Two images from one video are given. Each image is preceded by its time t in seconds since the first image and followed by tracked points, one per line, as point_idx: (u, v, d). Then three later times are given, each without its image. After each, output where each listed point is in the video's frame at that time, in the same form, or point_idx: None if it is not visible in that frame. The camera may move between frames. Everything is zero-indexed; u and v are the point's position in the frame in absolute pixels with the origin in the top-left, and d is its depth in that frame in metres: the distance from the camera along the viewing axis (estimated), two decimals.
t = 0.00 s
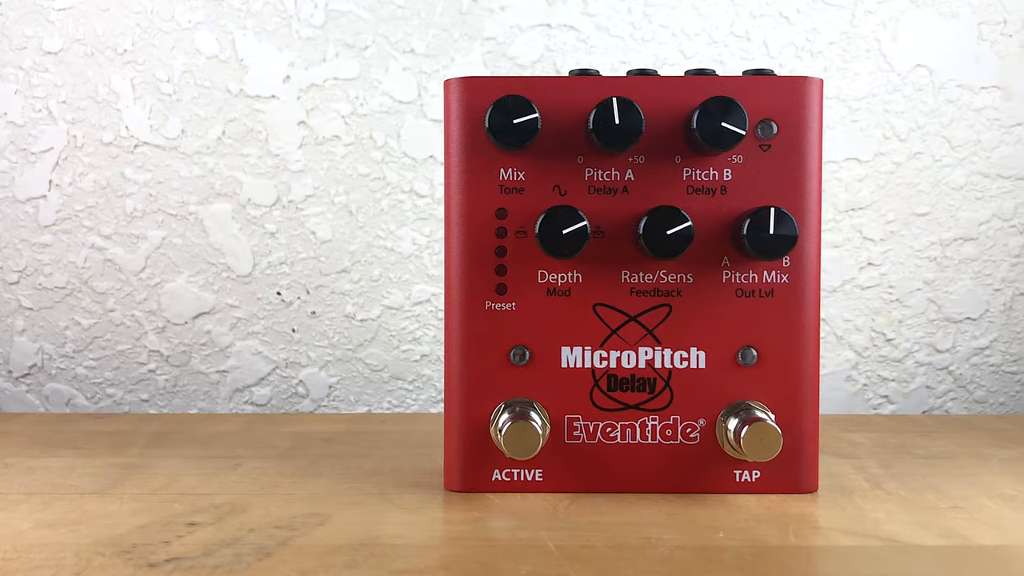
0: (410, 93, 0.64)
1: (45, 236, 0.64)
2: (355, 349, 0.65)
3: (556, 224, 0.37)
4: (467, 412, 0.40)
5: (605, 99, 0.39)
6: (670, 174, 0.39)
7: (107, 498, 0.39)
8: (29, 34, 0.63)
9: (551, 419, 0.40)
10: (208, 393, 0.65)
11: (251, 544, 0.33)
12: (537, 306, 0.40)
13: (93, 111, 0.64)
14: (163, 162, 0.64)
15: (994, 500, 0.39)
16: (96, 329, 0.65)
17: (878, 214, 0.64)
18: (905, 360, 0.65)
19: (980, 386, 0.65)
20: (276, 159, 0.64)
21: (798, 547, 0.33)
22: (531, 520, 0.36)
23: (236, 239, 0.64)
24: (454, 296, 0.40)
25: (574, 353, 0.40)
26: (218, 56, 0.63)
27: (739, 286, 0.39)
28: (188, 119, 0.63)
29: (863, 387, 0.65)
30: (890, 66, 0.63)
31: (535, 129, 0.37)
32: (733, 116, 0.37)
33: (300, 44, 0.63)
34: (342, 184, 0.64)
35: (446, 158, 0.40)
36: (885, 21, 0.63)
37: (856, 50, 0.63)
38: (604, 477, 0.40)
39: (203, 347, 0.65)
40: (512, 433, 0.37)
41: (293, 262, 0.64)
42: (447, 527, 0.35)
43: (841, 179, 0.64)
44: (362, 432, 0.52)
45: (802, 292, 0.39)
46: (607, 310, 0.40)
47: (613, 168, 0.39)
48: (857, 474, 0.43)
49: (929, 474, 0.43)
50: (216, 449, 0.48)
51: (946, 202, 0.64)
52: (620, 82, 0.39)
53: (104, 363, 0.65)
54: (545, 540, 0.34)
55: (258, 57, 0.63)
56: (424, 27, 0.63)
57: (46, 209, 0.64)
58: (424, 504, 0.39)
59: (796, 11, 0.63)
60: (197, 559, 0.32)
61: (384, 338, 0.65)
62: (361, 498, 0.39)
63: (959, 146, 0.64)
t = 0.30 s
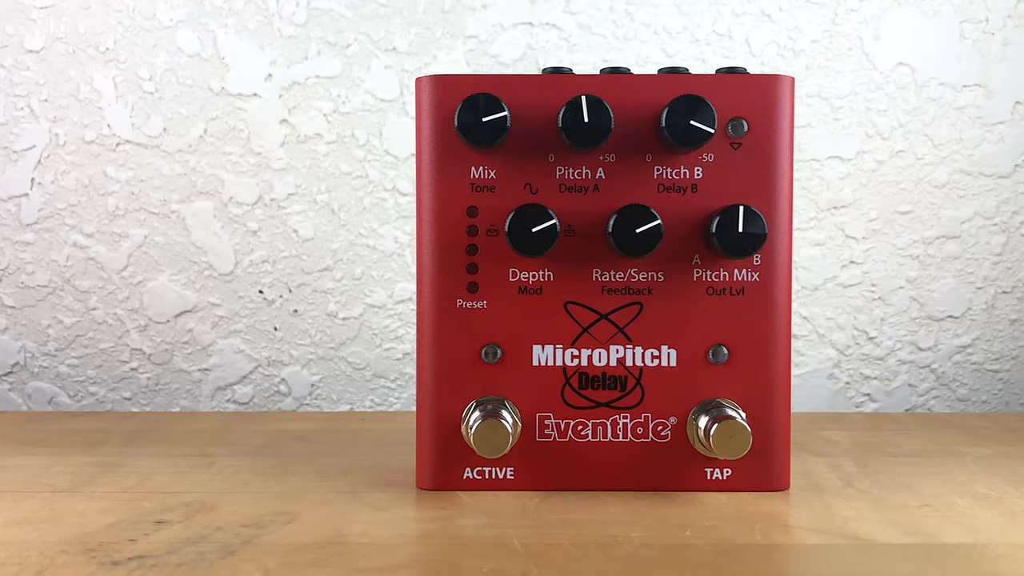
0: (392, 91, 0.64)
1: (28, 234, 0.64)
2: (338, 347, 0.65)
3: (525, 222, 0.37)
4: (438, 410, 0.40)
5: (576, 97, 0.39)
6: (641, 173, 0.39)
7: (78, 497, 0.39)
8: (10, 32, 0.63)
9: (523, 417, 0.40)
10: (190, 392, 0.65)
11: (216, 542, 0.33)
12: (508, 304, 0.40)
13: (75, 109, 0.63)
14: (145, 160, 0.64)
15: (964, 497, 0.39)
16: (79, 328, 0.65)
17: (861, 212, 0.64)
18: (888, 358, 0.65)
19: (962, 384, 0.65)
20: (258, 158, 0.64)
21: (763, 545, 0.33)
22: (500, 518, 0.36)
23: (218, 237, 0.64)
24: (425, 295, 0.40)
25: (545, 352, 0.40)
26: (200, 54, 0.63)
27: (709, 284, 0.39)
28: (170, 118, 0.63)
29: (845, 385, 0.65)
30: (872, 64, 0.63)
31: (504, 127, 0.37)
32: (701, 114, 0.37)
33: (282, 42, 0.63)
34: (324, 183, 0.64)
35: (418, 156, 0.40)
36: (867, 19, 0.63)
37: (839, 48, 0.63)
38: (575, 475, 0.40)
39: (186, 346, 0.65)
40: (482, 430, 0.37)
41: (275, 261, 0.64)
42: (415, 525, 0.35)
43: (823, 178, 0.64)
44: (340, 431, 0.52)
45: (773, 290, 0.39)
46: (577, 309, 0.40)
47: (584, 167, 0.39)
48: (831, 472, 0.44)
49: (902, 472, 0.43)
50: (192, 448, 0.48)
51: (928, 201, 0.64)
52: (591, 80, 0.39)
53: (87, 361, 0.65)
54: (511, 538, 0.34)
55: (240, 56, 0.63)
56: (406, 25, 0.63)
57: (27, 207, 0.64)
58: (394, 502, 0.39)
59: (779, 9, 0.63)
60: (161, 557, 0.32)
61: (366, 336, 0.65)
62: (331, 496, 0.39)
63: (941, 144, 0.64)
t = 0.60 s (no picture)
0: (373, 91, 0.64)
1: (8, 234, 0.64)
2: (319, 348, 0.65)
3: (493, 222, 0.37)
4: (408, 410, 0.40)
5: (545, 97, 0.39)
6: (611, 172, 0.39)
7: (47, 497, 0.39)
8: None
9: (493, 417, 0.40)
10: (171, 392, 0.65)
11: (181, 542, 0.33)
12: (478, 304, 0.40)
13: (55, 109, 0.63)
14: (125, 160, 0.63)
15: (933, 497, 0.39)
16: (59, 328, 0.64)
17: (842, 212, 0.64)
18: (869, 358, 0.65)
19: (943, 384, 0.65)
20: (238, 157, 0.64)
21: (726, 545, 0.33)
22: (466, 518, 0.36)
23: (198, 237, 0.64)
24: (396, 294, 0.40)
25: (515, 351, 0.40)
26: (180, 54, 0.63)
27: (679, 284, 0.39)
28: (151, 118, 0.63)
29: (826, 385, 0.65)
30: (853, 63, 0.63)
31: (472, 126, 0.37)
32: (669, 115, 0.37)
33: (263, 42, 0.63)
34: (305, 182, 0.64)
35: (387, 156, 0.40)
36: (847, 19, 0.63)
37: (819, 47, 0.63)
38: (546, 475, 0.40)
39: (166, 346, 0.65)
40: (451, 429, 0.37)
41: (256, 260, 0.64)
42: (381, 525, 0.35)
43: (803, 177, 0.64)
44: (317, 431, 0.52)
45: (742, 290, 0.39)
46: (547, 308, 0.40)
47: (554, 167, 0.39)
48: (803, 471, 0.44)
49: (874, 471, 0.43)
50: (166, 448, 0.48)
51: (909, 200, 0.64)
52: (560, 81, 0.39)
53: (68, 361, 0.65)
54: (476, 538, 0.34)
55: (221, 56, 0.63)
56: (386, 25, 0.63)
57: (8, 208, 0.64)
58: (363, 501, 0.39)
59: (759, 8, 0.63)
60: (124, 557, 0.32)
61: (347, 337, 0.65)
62: (300, 497, 0.39)
63: (922, 144, 0.64)
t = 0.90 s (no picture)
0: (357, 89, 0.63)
1: None
2: (303, 345, 0.65)
3: (467, 219, 0.37)
4: (383, 408, 0.40)
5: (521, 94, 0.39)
6: (586, 170, 0.39)
7: (21, 495, 0.39)
8: None
9: (468, 416, 0.40)
10: (156, 390, 0.65)
11: (150, 540, 0.33)
12: (453, 302, 0.39)
13: (39, 107, 0.63)
14: (110, 158, 0.63)
15: (908, 495, 0.39)
16: (44, 326, 0.64)
17: (827, 210, 0.64)
18: (854, 356, 0.65)
19: (928, 381, 0.65)
20: (223, 155, 0.64)
21: (697, 543, 0.33)
22: (438, 516, 0.36)
23: (182, 235, 0.64)
24: (371, 292, 0.40)
25: (490, 349, 0.40)
26: (165, 52, 0.63)
27: (654, 282, 0.39)
28: (135, 116, 0.63)
29: (811, 383, 0.65)
30: (838, 61, 0.63)
31: (445, 124, 0.37)
32: (643, 112, 0.37)
33: (247, 39, 0.63)
34: (289, 180, 0.64)
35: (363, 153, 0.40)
36: (833, 16, 0.63)
37: (804, 44, 0.63)
38: (521, 473, 0.40)
39: (151, 343, 0.65)
40: (424, 426, 0.37)
41: (240, 258, 0.64)
42: (353, 523, 0.35)
43: (789, 175, 0.64)
44: (299, 429, 0.52)
45: (717, 288, 0.39)
46: (523, 306, 0.40)
47: (530, 164, 0.39)
48: (781, 469, 0.43)
49: (852, 469, 0.43)
50: (145, 446, 0.48)
51: (894, 198, 0.64)
52: (536, 78, 0.39)
53: (52, 359, 0.65)
54: (446, 536, 0.34)
55: (205, 53, 0.63)
56: (371, 22, 0.63)
57: None
58: (337, 500, 0.39)
59: (744, 5, 0.63)
60: (92, 555, 0.32)
61: (332, 334, 0.65)
62: (274, 495, 0.39)
63: (907, 141, 0.64)
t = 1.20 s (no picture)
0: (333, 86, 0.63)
1: None
2: (279, 344, 0.65)
3: (429, 217, 0.38)
4: (347, 406, 0.40)
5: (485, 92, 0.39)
6: (549, 168, 0.39)
7: None
8: None
9: (432, 414, 0.40)
10: (131, 388, 0.65)
11: (107, 539, 0.33)
12: (417, 300, 0.39)
13: (14, 105, 0.63)
14: (85, 156, 0.63)
15: (872, 493, 0.39)
16: (19, 324, 0.64)
17: (803, 208, 0.64)
18: (830, 353, 0.65)
19: (905, 379, 0.65)
20: (198, 153, 0.63)
21: (655, 541, 0.33)
22: (398, 515, 0.36)
23: (158, 233, 0.64)
24: (335, 289, 0.39)
25: (454, 347, 0.40)
26: (140, 49, 0.63)
27: (618, 280, 0.39)
28: (110, 113, 0.63)
29: (787, 381, 0.65)
30: (814, 58, 0.63)
31: (407, 121, 0.37)
32: (605, 110, 0.37)
33: (222, 37, 0.63)
34: (265, 177, 0.64)
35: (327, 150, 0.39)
36: (809, 13, 0.63)
37: (780, 42, 0.63)
38: (485, 471, 0.40)
39: (127, 341, 0.65)
40: (387, 424, 0.37)
41: (216, 256, 0.64)
42: (312, 522, 0.35)
43: (765, 173, 0.64)
44: (270, 427, 0.52)
45: (681, 285, 0.39)
46: (487, 304, 0.39)
47: (494, 162, 0.39)
48: (747, 467, 0.43)
49: (818, 467, 0.43)
50: (114, 444, 0.48)
51: (871, 196, 0.64)
52: (501, 76, 0.39)
53: (28, 357, 0.64)
54: (405, 534, 0.34)
55: (180, 50, 0.63)
56: (347, 19, 0.63)
57: None
58: (300, 498, 0.39)
59: (720, 3, 0.63)
60: (47, 553, 0.32)
61: (308, 332, 0.65)
62: (237, 493, 0.39)
63: (883, 139, 0.64)
